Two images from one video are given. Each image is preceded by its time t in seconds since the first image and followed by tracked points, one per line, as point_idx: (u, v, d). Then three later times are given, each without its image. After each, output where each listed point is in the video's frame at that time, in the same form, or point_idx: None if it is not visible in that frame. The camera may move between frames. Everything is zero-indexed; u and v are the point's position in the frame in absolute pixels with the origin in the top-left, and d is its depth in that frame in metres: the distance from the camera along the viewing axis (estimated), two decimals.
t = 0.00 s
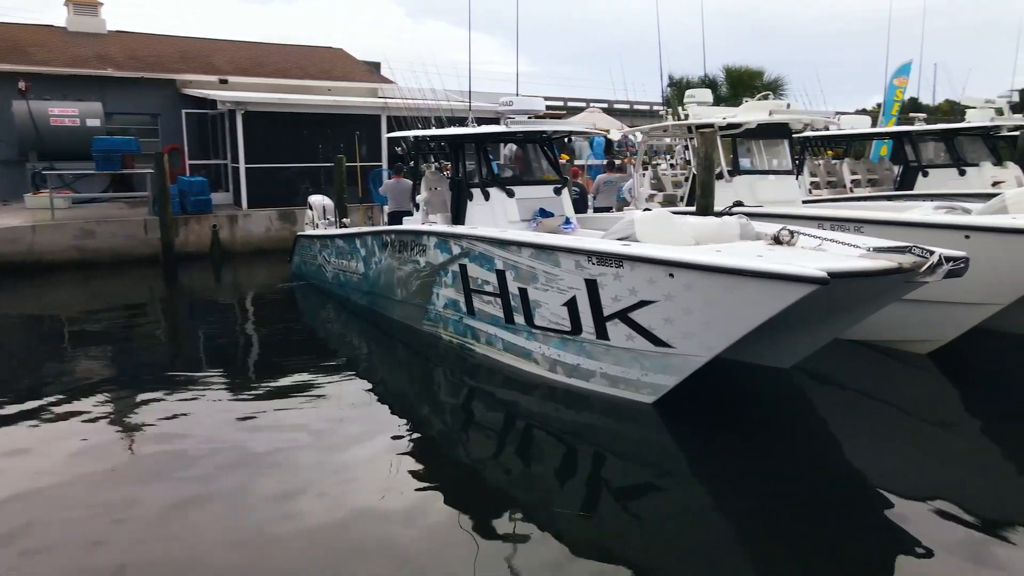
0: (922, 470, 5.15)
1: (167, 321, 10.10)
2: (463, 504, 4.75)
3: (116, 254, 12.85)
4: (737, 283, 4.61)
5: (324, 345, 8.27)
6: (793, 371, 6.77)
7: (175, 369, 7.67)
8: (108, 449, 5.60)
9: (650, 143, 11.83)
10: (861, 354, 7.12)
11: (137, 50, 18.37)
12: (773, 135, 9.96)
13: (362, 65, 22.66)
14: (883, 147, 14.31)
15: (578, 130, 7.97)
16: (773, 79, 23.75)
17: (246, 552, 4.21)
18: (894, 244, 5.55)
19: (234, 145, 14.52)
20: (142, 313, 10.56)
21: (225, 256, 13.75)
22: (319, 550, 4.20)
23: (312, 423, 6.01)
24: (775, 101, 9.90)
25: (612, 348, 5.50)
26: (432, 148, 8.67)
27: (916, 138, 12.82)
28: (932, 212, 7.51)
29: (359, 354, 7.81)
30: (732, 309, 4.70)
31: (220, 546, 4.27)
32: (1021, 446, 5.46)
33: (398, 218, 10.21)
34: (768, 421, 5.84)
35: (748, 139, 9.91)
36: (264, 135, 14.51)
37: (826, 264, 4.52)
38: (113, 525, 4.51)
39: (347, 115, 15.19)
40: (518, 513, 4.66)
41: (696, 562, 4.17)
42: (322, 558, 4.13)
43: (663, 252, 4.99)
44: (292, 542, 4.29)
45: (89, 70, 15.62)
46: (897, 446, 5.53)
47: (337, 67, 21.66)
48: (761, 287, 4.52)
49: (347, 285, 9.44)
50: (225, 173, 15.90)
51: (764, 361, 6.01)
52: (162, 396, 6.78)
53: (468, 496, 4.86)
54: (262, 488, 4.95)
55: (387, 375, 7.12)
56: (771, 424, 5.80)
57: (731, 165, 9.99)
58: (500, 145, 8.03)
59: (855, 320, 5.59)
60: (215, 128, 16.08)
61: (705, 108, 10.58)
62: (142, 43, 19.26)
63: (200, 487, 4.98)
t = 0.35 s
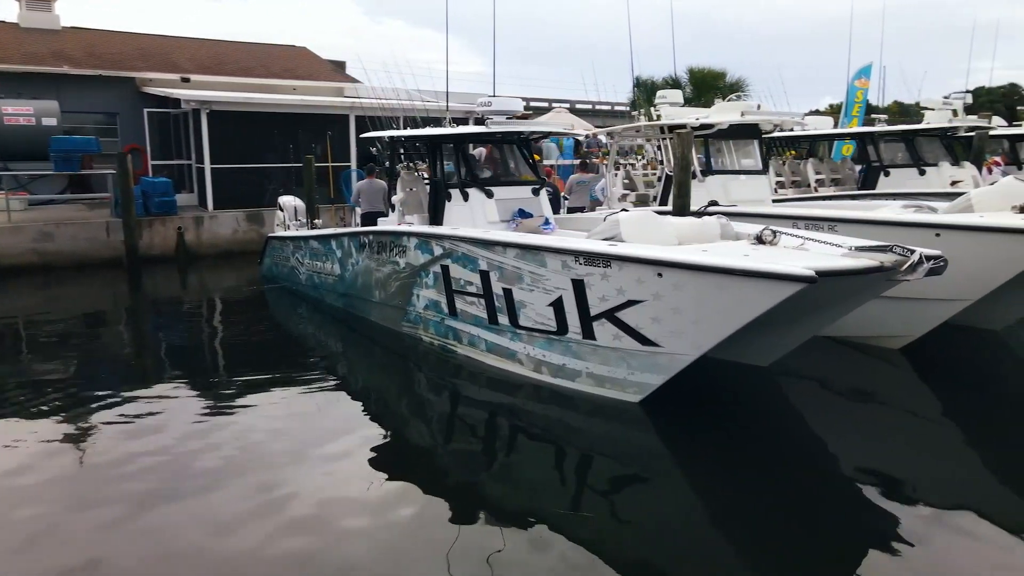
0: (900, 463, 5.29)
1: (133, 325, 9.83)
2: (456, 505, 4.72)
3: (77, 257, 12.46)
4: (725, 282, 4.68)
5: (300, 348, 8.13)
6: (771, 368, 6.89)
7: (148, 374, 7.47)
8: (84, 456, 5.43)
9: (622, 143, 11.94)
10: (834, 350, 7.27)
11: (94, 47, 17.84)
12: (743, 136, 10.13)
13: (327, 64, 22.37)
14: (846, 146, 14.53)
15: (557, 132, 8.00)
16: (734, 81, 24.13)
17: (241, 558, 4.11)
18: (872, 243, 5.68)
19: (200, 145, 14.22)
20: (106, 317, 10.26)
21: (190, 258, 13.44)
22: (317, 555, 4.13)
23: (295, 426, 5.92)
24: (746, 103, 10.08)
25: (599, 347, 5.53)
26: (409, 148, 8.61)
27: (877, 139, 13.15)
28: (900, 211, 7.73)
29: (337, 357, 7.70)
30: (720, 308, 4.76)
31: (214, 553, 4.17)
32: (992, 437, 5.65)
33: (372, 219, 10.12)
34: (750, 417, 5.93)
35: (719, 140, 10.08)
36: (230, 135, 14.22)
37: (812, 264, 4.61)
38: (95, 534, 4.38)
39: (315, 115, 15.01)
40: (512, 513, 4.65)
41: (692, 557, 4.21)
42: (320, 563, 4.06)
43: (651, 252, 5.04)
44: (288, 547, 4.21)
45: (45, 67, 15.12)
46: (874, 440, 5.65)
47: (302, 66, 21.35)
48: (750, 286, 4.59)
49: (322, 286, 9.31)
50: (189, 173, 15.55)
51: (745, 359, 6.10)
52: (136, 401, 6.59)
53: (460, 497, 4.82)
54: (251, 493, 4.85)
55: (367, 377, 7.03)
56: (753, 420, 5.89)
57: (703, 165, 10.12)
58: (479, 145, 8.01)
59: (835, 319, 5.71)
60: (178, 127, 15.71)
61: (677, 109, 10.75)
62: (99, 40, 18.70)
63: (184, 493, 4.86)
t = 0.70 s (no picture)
0: (876, 456, 5.44)
1: (95, 330, 9.54)
2: (447, 507, 4.71)
3: (31, 261, 12.03)
4: (711, 282, 4.76)
5: (273, 352, 7.98)
6: (745, 365, 7.02)
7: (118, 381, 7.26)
8: (57, 468, 5.26)
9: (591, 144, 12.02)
10: (805, 347, 7.45)
11: (43, 44, 17.22)
12: (711, 137, 10.30)
13: (287, 62, 21.99)
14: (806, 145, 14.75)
15: (532, 132, 8.02)
16: (694, 82, 24.50)
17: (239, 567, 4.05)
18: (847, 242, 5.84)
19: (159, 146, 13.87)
20: (66, 323, 9.92)
21: (151, 261, 13.09)
22: (315, 560, 4.08)
23: (276, 432, 5.82)
24: (715, 104, 10.16)
25: (583, 347, 5.56)
26: (383, 149, 8.54)
27: (836, 139, 13.48)
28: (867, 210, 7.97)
29: (312, 360, 7.58)
30: (706, 307, 4.85)
31: (207, 561, 4.09)
32: (959, 428, 5.87)
33: (343, 221, 9.99)
34: (728, 415, 6.03)
35: (688, 140, 10.23)
36: (191, 135, 13.88)
37: (794, 262, 4.72)
38: (77, 548, 4.25)
39: (281, 115, 14.71)
40: (503, 514, 4.65)
41: (686, 549, 4.28)
42: (321, 570, 4.01)
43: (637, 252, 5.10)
44: (284, 554, 4.15)
45: None
46: (850, 435, 5.81)
47: (262, 64, 20.96)
48: (735, 285, 4.68)
49: (293, 289, 9.16)
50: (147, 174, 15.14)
51: (722, 357, 6.20)
52: (106, 410, 6.40)
53: (451, 499, 4.81)
54: (242, 501, 4.77)
55: (345, 381, 6.94)
56: (732, 417, 6.00)
57: (673, 165, 10.25)
58: (454, 146, 7.98)
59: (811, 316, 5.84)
60: (135, 127, 15.28)
61: (646, 110, 10.88)
62: (48, 36, 18.05)
63: (167, 503, 4.75)
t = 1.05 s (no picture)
0: (850, 449, 5.57)
1: (57, 335, 9.25)
2: (436, 507, 4.69)
3: None
4: (695, 279, 4.85)
5: (245, 355, 7.83)
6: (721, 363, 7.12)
7: (86, 386, 7.04)
8: (27, 475, 5.09)
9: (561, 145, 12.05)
10: (777, 343, 7.60)
11: None
12: (680, 137, 10.45)
13: (250, 61, 21.60)
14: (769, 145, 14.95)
15: (508, 133, 8.01)
16: (657, 84, 24.80)
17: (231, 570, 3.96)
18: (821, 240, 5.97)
19: (119, 145, 13.50)
20: (25, 329, 9.60)
21: (112, 264, 12.74)
22: (302, 563, 4.03)
23: (255, 435, 5.74)
24: (685, 104, 10.35)
25: (566, 346, 5.61)
26: (357, 149, 8.45)
27: (800, 139, 13.77)
28: (836, 208, 8.17)
29: (286, 363, 7.46)
30: (692, 306, 4.93)
31: (192, 566, 4.01)
32: (926, 420, 6.06)
33: (314, 222, 9.85)
34: (706, 411, 6.11)
35: (659, 140, 10.35)
36: (154, 134, 13.54)
37: (776, 260, 4.82)
38: (55, 555, 4.13)
39: (246, 115, 14.43)
40: (489, 512, 4.66)
41: (675, 542, 4.33)
42: (313, 571, 3.96)
43: (621, 252, 5.16)
44: (271, 556, 4.09)
45: None
46: (825, 429, 5.93)
47: (224, 63, 20.57)
48: (718, 282, 4.78)
49: (265, 291, 9.03)
50: (107, 174, 14.73)
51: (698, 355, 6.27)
52: (74, 416, 6.22)
53: (439, 498, 4.79)
54: (227, 504, 4.66)
55: (322, 384, 6.84)
56: (710, 414, 6.08)
57: (645, 165, 10.36)
58: (429, 146, 7.94)
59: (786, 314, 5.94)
60: (93, 126, 14.84)
61: (618, 110, 10.98)
62: None
63: (146, 508, 4.64)
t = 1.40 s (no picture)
0: (819, 440, 5.73)
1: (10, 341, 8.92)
2: (419, 505, 4.69)
3: None
4: (672, 279, 4.96)
5: (211, 359, 7.65)
6: (691, 360, 7.24)
7: (46, 393, 6.81)
8: None
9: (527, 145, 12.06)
10: (743, 340, 7.77)
11: None
12: (645, 138, 10.59)
13: (205, 59, 21.13)
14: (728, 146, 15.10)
15: (478, 133, 8.01)
16: (616, 84, 25.04)
17: None
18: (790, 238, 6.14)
19: (72, 145, 13.07)
20: None
21: (65, 268, 12.33)
22: (285, 567, 3.98)
23: (227, 440, 5.64)
24: (650, 105, 10.55)
25: (544, 346, 5.66)
26: (323, 150, 8.33)
27: (758, 141, 14.07)
28: (798, 207, 8.38)
29: (254, 367, 7.32)
30: (668, 304, 5.04)
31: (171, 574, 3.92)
32: (889, 412, 6.28)
33: (279, 224, 9.69)
34: (680, 408, 6.20)
35: (624, 141, 10.46)
36: (108, 134, 13.14)
37: (750, 258, 4.95)
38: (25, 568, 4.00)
39: (204, 115, 14.07)
40: (471, 509, 4.67)
41: (656, 532, 4.42)
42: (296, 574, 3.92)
43: (598, 251, 5.24)
44: (252, 562, 4.03)
45: None
46: (795, 421, 6.08)
47: (179, 60, 20.08)
48: (694, 281, 4.89)
49: (230, 294, 8.86)
50: (58, 175, 14.25)
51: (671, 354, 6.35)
52: (35, 424, 6.02)
53: (422, 497, 4.80)
54: (206, 512, 4.57)
55: (293, 387, 6.74)
56: (684, 411, 6.17)
57: (611, 165, 10.47)
58: (398, 147, 7.89)
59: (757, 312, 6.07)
60: (42, 125, 14.32)
61: (584, 111, 11.10)
62: None
63: (118, 516, 4.53)
